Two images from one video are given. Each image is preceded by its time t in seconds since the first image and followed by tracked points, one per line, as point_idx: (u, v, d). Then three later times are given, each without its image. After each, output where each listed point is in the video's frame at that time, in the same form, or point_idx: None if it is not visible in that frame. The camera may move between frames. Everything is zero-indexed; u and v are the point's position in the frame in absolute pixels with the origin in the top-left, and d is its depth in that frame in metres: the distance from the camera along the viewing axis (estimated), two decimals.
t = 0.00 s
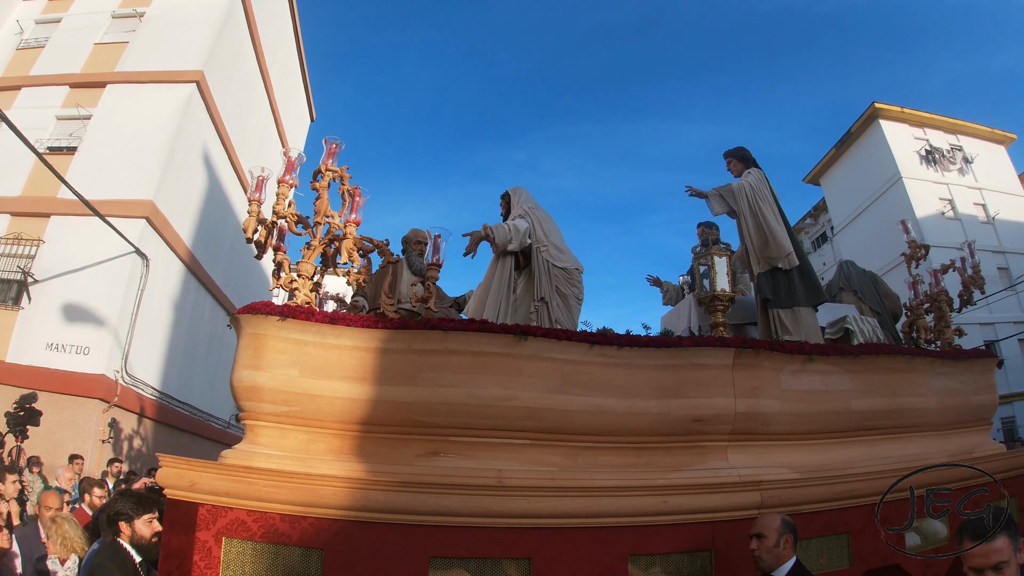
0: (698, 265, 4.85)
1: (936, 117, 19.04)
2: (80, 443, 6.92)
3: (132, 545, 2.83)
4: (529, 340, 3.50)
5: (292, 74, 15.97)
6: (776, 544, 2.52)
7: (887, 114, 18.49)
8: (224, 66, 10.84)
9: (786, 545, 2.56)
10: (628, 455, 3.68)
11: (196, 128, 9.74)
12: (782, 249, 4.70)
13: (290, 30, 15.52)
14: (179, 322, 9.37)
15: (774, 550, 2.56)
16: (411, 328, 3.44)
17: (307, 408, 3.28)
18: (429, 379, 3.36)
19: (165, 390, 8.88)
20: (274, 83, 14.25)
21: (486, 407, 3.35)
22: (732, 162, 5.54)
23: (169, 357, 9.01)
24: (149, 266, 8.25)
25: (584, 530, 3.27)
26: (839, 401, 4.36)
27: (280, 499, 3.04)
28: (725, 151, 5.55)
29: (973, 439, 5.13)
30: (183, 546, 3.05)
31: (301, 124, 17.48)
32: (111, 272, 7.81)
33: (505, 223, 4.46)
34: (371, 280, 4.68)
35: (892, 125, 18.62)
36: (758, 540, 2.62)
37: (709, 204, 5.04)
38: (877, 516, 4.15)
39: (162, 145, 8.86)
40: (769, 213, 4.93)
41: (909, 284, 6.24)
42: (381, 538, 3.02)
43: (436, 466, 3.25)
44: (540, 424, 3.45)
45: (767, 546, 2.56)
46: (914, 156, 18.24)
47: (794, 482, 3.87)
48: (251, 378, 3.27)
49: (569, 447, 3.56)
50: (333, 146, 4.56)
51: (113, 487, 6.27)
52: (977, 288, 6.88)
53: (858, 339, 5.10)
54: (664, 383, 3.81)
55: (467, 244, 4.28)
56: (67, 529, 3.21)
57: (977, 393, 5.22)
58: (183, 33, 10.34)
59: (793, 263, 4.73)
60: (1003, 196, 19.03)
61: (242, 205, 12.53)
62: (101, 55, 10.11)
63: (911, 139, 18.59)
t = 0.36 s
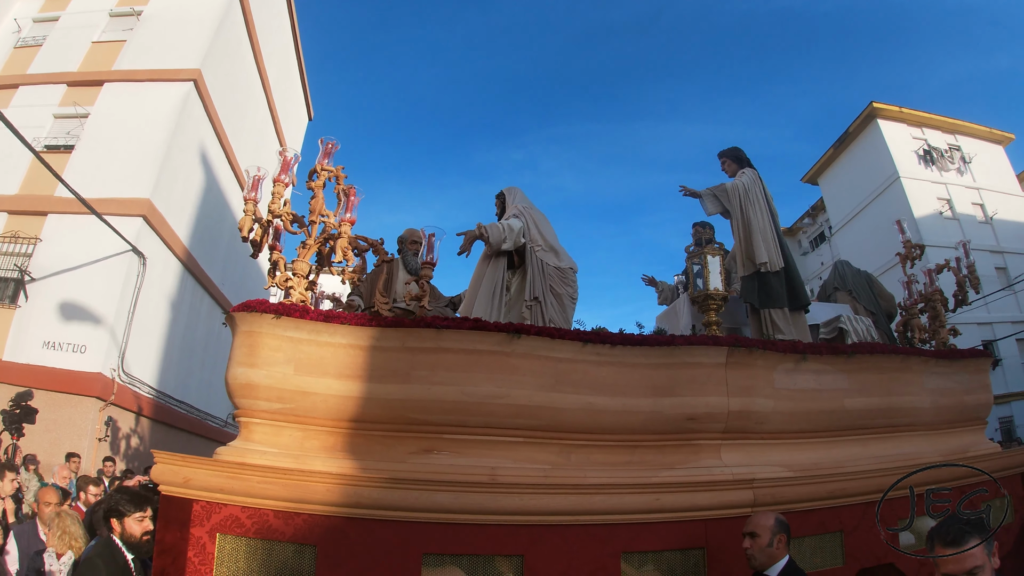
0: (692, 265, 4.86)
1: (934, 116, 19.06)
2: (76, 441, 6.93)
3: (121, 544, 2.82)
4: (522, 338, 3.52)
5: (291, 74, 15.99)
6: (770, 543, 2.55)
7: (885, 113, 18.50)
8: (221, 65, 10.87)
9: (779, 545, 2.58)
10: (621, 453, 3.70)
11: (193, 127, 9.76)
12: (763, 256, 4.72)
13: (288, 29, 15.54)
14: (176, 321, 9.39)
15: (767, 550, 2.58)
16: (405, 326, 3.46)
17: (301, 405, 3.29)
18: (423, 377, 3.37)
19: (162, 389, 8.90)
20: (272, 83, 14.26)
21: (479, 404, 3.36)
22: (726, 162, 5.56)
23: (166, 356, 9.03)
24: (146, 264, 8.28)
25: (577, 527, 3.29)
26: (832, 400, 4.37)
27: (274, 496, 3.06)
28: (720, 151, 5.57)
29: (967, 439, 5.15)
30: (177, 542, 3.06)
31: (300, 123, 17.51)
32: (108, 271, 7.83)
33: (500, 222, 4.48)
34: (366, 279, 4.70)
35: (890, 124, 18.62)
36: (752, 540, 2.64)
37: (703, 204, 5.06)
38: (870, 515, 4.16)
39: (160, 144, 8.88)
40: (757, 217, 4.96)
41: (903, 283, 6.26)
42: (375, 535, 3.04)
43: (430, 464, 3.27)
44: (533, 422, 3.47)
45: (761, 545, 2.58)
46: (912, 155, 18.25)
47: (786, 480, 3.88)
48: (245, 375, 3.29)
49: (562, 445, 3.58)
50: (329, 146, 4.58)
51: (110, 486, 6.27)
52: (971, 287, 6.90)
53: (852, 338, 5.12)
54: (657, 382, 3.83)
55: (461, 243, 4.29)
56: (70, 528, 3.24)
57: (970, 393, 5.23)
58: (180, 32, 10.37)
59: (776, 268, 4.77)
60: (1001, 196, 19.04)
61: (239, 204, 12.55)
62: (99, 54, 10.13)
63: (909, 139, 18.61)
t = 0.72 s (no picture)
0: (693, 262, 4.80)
1: (932, 118, 19.08)
2: (74, 440, 6.82)
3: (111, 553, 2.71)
4: (523, 335, 3.45)
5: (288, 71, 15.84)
6: (771, 545, 2.48)
7: (884, 114, 18.51)
8: (220, 63, 10.74)
9: (778, 546, 2.52)
10: (622, 453, 3.64)
11: (192, 125, 9.65)
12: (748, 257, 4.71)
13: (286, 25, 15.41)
14: (174, 320, 9.27)
15: (767, 551, 2.52)
16: (404, 323, 3.39)
17: (297, 403, 3.21)
18: (422, 375, 3.30)
19: (160, 389, 8.78)
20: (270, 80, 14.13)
21: (478, 403, 3.28)
22: (728, 160, 5.51)
23: (164, 356, 8.92)
24: (145, 263, 8.16)
25: (578, 528, 3.22)
26: (836, 400, 4.32)
27: (269, 496, 2.97)
28: (722, 149, 5.52)
29: (969, 439, 5.11)
30: (169, 543, 2.98)
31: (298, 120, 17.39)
32: (106, 269, 7.72)
33: (500, 218, 4.41)
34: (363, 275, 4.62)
35: (889, 125, 18.64)
36: (750, 540, 2.57)
37: (706, 201, 5.01)
38: (873, 516, 4.12)
39: (159, 142, 8.77)
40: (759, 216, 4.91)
41: (905, 283, 6.22)
42: (372, 536, 2.96)
43: (428, 463, 3.19)
44: (533, 421, 3.40)
45: (760, 546, 2.52)
46: (911, 157, 18.28)
47: (790, 481, 3.82)
48: (240, 372, 3.20)
49: (563, 444, 3.51)
50: (326, 138, 4.50)
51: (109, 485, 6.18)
52: (972, 287, 6.87)
53: (855, 337, 5.07)
54: (660, 381, 3.77)
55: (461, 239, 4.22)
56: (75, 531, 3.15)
57: (972, 393, 5.19)
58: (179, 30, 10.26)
59: (775, 268, 4.71)
60: (999, 198, 19.10)
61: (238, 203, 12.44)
62: (97, 51, 10.01)
63: (908, 140, 18.64)
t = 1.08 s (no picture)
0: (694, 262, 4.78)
1: (931, 119, 19.12)
2: (73, 440, 6.77)
3: (112, 550, 2.59)
4: (524, 335, 3.42)
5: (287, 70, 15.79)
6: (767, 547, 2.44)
7: (882, 115, 18.54)
8: (220, 62, 10.68)
9: (775, 548, 2.50)
10: (624, 454, 3.60)
11: (191, 125, 9.59)
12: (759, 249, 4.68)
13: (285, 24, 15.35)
14: (173, 321, 9.21)
15: (763, 552, 2.49)
16: (403, 322, 3.35)
17: (296, 403, 3.16)
18: (422, 375, 3.26)
19: (160, 390, 8.72)
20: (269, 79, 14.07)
21: (479, 403, 3.25)
22: (729, 160, 5.49)
23: (163, 356, 8.85)
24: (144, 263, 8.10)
25: (580, 530, 3.19)
26: (838, 401, 4.30)
27: (267, 498, 2.93)
28: (722, 148, 5.49)
29: (969, 439, 5.09)
30: (165, 546, 2.94)
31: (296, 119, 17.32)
32: (106, 269, 7.66)
33: (500, 217, 4.37)
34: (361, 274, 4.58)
35: (888, 126, 18.67)
36: (747, 542, 2.54)
37: (707, 200, 4.98)
38: (876, 517, 4.09)
39: (159, 141, 8.71)
40: (760, 215, 4.91)
41: (905, 283, 6.20)
42: (371, 538, 2.92)
43: (428, 464, 3.15)
44: (534, 421, 3.36)
45: (757, 548, 2.49)
46: (909, 157, 18.34)
47: (793, 482, 3.79)
48: (237, 372, 3.15)
49: (564, 445, 3.48)
50: (325, 136, 4.46)
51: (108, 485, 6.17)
52: (971, 287, 6.87)
53: (855, 337, 5.05)
54: (661, 381, 3.73)
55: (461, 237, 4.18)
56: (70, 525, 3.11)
57: (973, 394, 5.18)
58: (179, 29, 10.20)
59: (783, 265, 4.70)
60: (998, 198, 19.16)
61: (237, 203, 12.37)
62: (96, 51, 9.94)
63: (906, 141, 18.69)
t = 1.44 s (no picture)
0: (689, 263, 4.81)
1: (930, 119, 19.15)
2: (72, 440, 6.81)
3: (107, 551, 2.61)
4: (520, 336, 3.45)
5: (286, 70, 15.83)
6: (762, 547, 2.48)
7: (881, 115, 18.57)
8: (218, 62, 10.70)
9: (770, 548, 2.53)
10: (619, 454, 3.64)
11: (190, 125, 9.63)
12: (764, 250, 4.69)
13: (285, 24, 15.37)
14: (172, 321, 9.24)
15: (758, 552, 2.52)
16: (401, 323, 3.38)
17: (294, 404, 3.20)
18: (419, 375, 3.29)
19: (158, 389, 8.76)
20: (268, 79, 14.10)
21: (475, 403, 3.28)
22: (725, 161, 5.52)
23: (162, 356, 8.89)
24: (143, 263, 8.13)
25: (575, 529, 3.22)
26: (832, 401, 4.33)
27: (265, 497, 2.97)
28: (719, 150, 5.53)
29: (964, 440, 5.12)
30: (164, 544, 2.97)
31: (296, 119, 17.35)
32: (105, 269, 7.69)
33: (497, 218, 4.40)
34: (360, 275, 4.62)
35: (887, 126, 18.70)
36: (742, 542, 2.57)
37: (702, 202, 5.02)
38: (869, 516, 4.13)
39: (157, 142, 8.75)
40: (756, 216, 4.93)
41: (901, 285, 6.23)
42: (368, 536, 2.96)
43: (425, 464, 3.19)
44: (531, 421, 3.40)
45: (752, 548, 2.52)
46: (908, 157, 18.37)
47: (786, 482, 3.82)
48: (236, 372, 3.19)
49: (560, 445, 3.51)
50: (323, 138, 4.49)
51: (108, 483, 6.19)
52: (967, 288, 6.90)
53: (850, 338, 5.09)
54: (656, 381, 3.77)
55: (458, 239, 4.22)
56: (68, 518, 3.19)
57: (967, 395, 5.21)
58: (178, 29, 10.22)
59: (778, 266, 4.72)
60: (996, 199, 19.19)
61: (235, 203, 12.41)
62: (95, 51, 9.97)
63: (905, 141, 18.71)
